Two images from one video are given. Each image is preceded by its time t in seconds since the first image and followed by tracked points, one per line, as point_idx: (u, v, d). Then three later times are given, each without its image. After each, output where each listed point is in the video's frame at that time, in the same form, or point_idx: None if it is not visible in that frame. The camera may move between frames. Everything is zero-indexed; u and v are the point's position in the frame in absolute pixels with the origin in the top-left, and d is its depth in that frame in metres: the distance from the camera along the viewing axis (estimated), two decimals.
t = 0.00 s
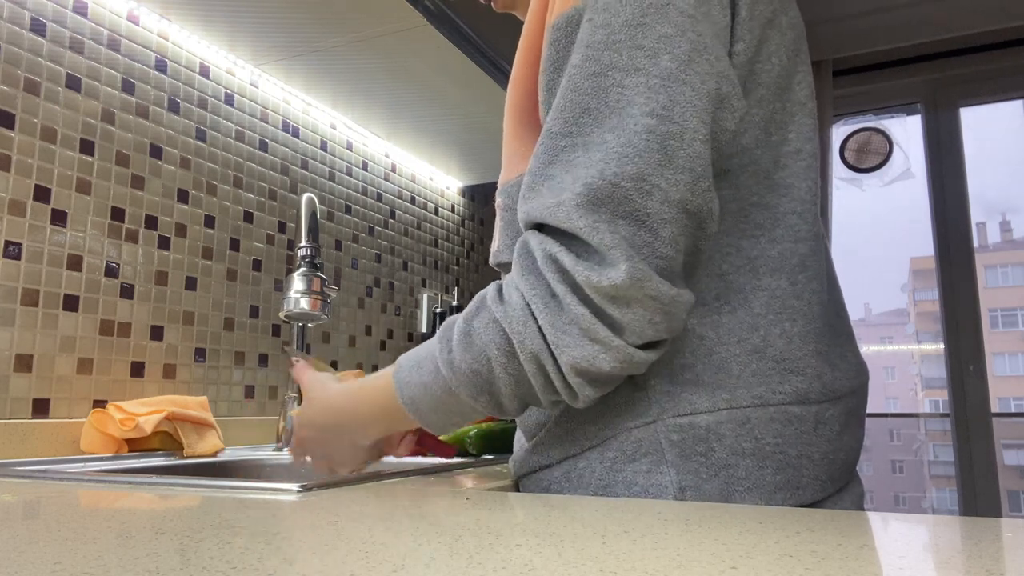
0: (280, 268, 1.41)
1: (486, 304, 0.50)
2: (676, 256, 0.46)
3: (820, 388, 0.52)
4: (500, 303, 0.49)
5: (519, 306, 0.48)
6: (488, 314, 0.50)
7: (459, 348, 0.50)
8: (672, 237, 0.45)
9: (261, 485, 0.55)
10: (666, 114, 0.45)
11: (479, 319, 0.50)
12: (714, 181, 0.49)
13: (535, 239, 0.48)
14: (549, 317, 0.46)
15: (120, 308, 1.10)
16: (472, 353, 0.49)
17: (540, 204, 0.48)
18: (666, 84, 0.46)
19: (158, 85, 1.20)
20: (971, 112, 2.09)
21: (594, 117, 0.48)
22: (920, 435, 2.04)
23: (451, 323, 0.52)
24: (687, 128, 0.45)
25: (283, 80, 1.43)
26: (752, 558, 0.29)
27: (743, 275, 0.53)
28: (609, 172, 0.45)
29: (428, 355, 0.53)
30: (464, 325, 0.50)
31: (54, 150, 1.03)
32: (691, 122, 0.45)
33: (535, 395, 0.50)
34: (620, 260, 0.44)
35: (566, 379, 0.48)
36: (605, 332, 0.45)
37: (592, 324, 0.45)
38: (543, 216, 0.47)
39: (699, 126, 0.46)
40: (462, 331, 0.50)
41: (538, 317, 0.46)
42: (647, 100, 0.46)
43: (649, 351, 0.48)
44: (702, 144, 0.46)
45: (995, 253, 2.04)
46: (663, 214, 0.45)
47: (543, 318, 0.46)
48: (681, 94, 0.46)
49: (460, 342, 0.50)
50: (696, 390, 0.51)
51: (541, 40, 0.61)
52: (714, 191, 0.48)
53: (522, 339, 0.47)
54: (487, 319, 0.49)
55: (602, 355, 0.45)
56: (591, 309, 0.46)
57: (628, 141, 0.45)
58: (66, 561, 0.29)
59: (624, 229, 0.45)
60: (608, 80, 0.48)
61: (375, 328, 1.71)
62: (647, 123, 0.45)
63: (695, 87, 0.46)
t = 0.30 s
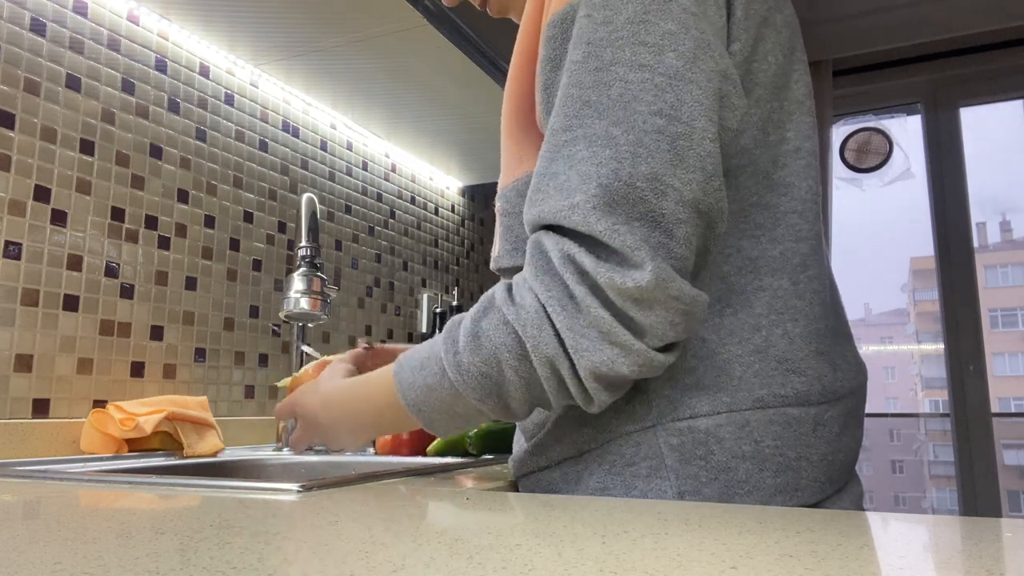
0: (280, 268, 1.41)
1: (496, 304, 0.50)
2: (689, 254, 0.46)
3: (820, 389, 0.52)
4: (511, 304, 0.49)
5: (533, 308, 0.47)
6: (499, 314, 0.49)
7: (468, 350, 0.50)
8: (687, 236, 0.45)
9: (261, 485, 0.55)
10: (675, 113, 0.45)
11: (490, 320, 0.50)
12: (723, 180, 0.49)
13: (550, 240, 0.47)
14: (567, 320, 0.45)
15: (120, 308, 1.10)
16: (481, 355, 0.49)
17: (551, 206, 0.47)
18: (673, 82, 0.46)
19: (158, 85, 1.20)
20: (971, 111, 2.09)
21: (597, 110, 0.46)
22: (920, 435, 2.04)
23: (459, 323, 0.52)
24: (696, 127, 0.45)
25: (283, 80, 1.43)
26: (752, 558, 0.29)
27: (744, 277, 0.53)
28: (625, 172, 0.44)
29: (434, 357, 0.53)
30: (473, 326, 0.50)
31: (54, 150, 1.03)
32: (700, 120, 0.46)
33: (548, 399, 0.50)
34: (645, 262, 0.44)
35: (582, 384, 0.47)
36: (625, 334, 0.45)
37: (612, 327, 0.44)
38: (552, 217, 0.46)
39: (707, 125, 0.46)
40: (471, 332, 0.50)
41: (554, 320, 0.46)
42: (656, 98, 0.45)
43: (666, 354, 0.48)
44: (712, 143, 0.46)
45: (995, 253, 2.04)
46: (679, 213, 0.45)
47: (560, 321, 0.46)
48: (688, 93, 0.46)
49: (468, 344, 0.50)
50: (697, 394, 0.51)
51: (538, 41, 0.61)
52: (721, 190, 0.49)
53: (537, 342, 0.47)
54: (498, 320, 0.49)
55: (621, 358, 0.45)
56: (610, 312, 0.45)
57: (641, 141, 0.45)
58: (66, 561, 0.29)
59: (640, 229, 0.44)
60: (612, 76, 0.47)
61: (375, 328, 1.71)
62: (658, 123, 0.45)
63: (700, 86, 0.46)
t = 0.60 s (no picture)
0: (280, 268, 1.41)
1: (487, 292, 0.50)
2: (679, 249, 0.46)
3: (813, 387, 0.52)
4: (501, 294, 0.49)
5: (522, 298, 0.47)
6: (489, 302, 0.50)
7: (457, 334, 0.50)
8: (676, 231, 0.45)
9: (260, 485, 0.55)
10: (665, 108, 0.45)
11: (480, 306, 0.50)
12: (715, 176, 0.49)
13: (541, 233, 0.47)
14: (555, 311, 0.45)
15: (120, 308, 1.10)
16: (470, 340, 0.49)
17: (541, 200, 0.47)
18: (663, 77, 0.46)
19: (158, 85, 1.20)
20: (971, 111, 2.09)
21: (587, 105, 0.46)
22: (920, 435, 2.04)
23: (451, 306, 0.52)
24: (686, 122, 0.45)
25: (283, 80, 1.43)
26: (752, 558, 0.29)
27: (736, 274, 0.53)
28: (613, 166, 0.44)
29: (425, 338, 0.53)
30: (464, 310, 0.50)
31: (54, 150, 1.03)
32: (690, 116, 0.46)
33: (533, 390, 0.50)
34: (634, 255, 0.43)
35: (567, 375, 0.47)
36: (613, 328, 0.45)
37: (600, 320, 0.44)
38: (542, 211, 0.46)
39: (698, 120, 0.46)
40: (462, 316, 0.50)
41: (542, 310, 0.46)
42: (646, 93, 0.45)
43: (656, 350, 0.48)
44: (702, 138, 0.46)
45: (995, 253, 2.04)
46: (668, 208, 0.45)
47: (548, 312, 0.46)
48: (678, 88, 0.46)
49: (457, 328, 0.50)
50: (690, 392, 0.51)
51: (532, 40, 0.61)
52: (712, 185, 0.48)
53: (523, 332, 0.47)
54: (487, 307, 0.49)
55: (609, 352, 0.45)
56: (599, 305, 0.45)
57: (630, 135, 0.45)
58: (66, 561, 0.29)
59: (630, 224, 0.44)
60: (603, 72, 0.47)
61: (375, 328, 1.71)
62: (648, 117, 0.45)
63: (691, 81, 0.46)
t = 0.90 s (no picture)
0: (280, 268, 1.41)
1: (478, 290, 0.50)
2: (668, 249, 0.46)
3: (810, 385, 0.52)
4: (492, 291, 0.49)
5: (511, 295, 0.47)
6: (479, 300, 0.50)
7: (448, 331, 0.50)
8: (665, 231, 0.45)
9: (261, 485, 0.55)
10: (656, 109, 0.45)
11: (470, 304, 0.50)
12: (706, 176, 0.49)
13: (531, 231, 0.47)
14: (544, 309, 0.46)
15: (119, 308, 1.10)
16: (459, 337, 0.49)
17: (531, 199, 0.47)
18: (655, 78, 0.46)
19: (158, 85, 1.20)
20: (970, 111, 2.09)
21: (579, 106, 0.46)
22: (920, 435, 2.04)
23: (442, 302, 0.52)
24: (677, 122, 0.45)
25: (283, 80, 1.43)
26: (752, 558, 0.29)
27: (730, 273, 0.53)
28: (603, 166, 0.44)
29: (416, 334, 0.53)
30: (454, 307, 0.50)
31: (54, 150, 1.03)
32: (680, 116, 0.45)
33: (522, 387, 0.50)
34: (621, 253, 0.43)
35: (555, 372, 0.47)
36: (599, 325, 0.45)
37: (587, 318, 0.44)
38: (533, 211, 0.46)
39: (688, 121, 0.46)
40: (452, 313, 0.50)
41: (531, 308, 0.46)
42: (637, 93, 0.45)
43: (645, 348, 0.48)
44: (692, 138, 0.46)
45: (995, 253, 2.04)
46: (657, 208, 0.45)
47: (536, 309, 0.46)
48: (670, 89, 0.46)
49: (447, 324, 0.50)
50: (686, 389, 0.51)
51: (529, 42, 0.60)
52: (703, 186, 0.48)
53: (512, 329, 0.47)
54: (478, 305, 0.49)
55: (596, 349, 0.45)
56: (587, 303, 0.45)
57: (620, 135, 0.44)
58: (66, 561, 0.29)
59: (618, 224, 0.44)
60: (595, 73, 0.47)
61: (375, 328, 1.70)
62: (638, 117, 0.45)
63: (682, 82, 0.46)
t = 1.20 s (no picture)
0: (280, 268, 1.41)
1: (485, 294, 0.50)
2: (675, 250, 0.46)
3: (812, 384, 0.52)
4: (500, 294, 0.49)
5: (521, 298, 0.47)
6: (488, 303, 0.49)
7: (457, 335, 0.50)
8: (671, 231, 0.45)
9: (262, 485, 0.55)
10: (662, 110, 0.45)
11: (479, 308, 0.50)
12: (711, 177, 0.49)
13: (537, 234, 0.47)
14: (553, 310, 0.46)
15: (120, 308, 1.10)
16: (469, 341, 0.49)
17: (537, 202, 0.47)
18: (660, 79, 0.46)
19: (158, 85, 1.20)
20: (970, 111, 2.09)
21: (586, 109, 0.46)
22: (920, 435, 2.04)
23: (450, 308, 0.52)
24: (682, 123, 0.45)
25: (283, 80, 1.43)
26: (752, 558, 0.29)
27: (735, 272, 0.53)
28: (608, 167, 0.44)
29: (424, 339, 0.53)
30: (463, 312, 0.50)
31: (54, 150, 1.03)
32: (686, 117, 0.45)
33: (534, 389, 0.50)
34: (627, 254, 0.43)
35: (565, 373, 0.47)
36: (608, 325, 0.45)
37: (596, 318, 0.45)
38: (539, 213, 0.46)
39: (694, 121, 0.46)
40: (461, 318, 0.50)
41: (541, 310, 0.46)
42: (643, 95, 0.45)
43: (654, 347, 0.49)
44: (698, 139, 0.46)
45: (995, 253, 2.04)
46: (663, 208, 0.45)
47: (546, 311, 0.46)
48: (675, 90, 0.46)
49: (456, 329, 0.50)
50: (689, 389, 0.51)
51: (535, 43, 0.60)
52: (708, 186, 0.48)
53: (523, 331, 0.47)
54: (486, 308, 0.49)
55: (605, 349, 0.45)
56: (595, 303, 0.45)
57: (626, 136, 0.44)
58: (66, 561, 0.29)
59: (625, 225, 0.44)
60: (601, 75, 0.47)
61: (375, 328, 1.70)
62: (644, 118, 0.45)
63: (687, 83, 0.46)
